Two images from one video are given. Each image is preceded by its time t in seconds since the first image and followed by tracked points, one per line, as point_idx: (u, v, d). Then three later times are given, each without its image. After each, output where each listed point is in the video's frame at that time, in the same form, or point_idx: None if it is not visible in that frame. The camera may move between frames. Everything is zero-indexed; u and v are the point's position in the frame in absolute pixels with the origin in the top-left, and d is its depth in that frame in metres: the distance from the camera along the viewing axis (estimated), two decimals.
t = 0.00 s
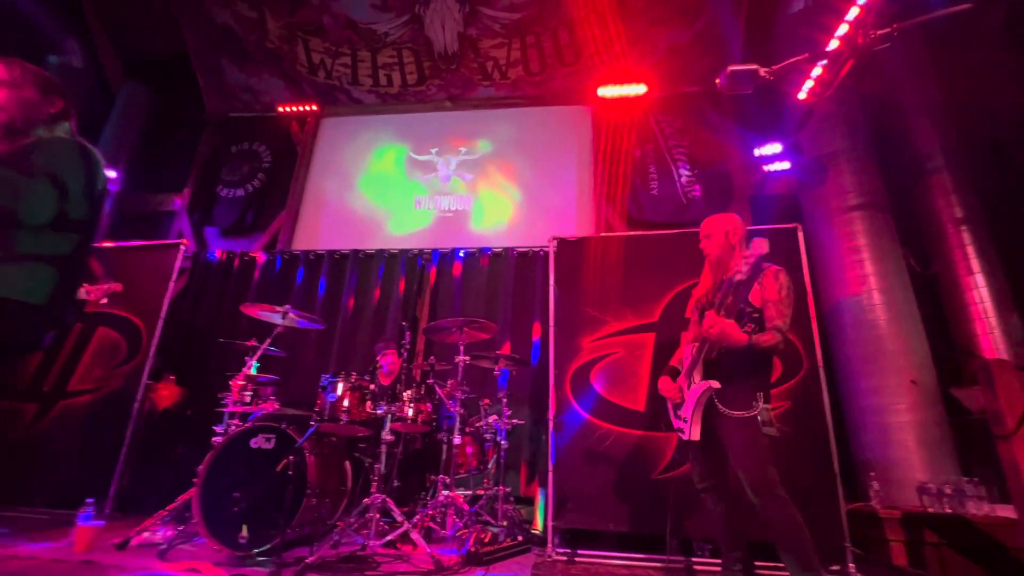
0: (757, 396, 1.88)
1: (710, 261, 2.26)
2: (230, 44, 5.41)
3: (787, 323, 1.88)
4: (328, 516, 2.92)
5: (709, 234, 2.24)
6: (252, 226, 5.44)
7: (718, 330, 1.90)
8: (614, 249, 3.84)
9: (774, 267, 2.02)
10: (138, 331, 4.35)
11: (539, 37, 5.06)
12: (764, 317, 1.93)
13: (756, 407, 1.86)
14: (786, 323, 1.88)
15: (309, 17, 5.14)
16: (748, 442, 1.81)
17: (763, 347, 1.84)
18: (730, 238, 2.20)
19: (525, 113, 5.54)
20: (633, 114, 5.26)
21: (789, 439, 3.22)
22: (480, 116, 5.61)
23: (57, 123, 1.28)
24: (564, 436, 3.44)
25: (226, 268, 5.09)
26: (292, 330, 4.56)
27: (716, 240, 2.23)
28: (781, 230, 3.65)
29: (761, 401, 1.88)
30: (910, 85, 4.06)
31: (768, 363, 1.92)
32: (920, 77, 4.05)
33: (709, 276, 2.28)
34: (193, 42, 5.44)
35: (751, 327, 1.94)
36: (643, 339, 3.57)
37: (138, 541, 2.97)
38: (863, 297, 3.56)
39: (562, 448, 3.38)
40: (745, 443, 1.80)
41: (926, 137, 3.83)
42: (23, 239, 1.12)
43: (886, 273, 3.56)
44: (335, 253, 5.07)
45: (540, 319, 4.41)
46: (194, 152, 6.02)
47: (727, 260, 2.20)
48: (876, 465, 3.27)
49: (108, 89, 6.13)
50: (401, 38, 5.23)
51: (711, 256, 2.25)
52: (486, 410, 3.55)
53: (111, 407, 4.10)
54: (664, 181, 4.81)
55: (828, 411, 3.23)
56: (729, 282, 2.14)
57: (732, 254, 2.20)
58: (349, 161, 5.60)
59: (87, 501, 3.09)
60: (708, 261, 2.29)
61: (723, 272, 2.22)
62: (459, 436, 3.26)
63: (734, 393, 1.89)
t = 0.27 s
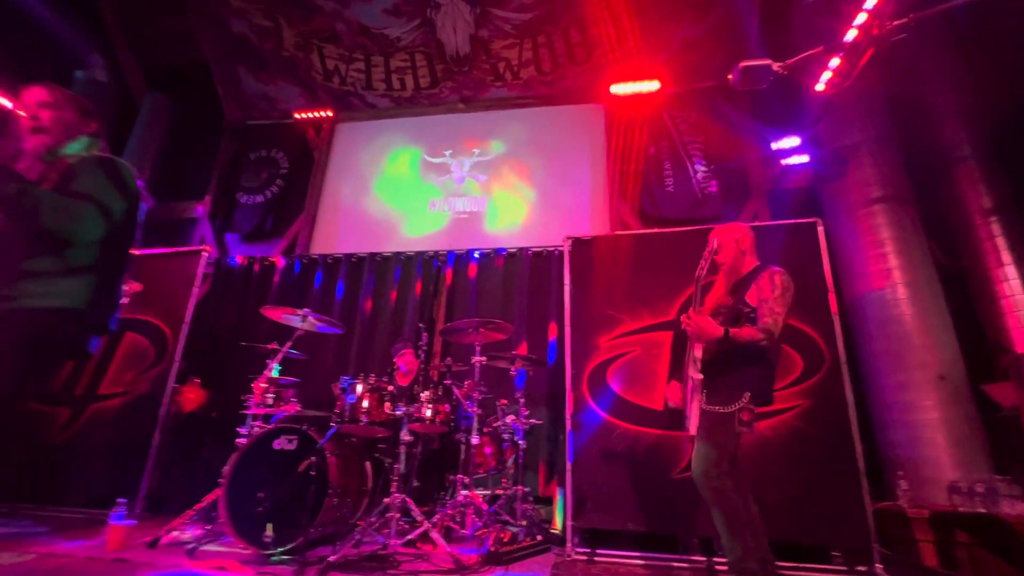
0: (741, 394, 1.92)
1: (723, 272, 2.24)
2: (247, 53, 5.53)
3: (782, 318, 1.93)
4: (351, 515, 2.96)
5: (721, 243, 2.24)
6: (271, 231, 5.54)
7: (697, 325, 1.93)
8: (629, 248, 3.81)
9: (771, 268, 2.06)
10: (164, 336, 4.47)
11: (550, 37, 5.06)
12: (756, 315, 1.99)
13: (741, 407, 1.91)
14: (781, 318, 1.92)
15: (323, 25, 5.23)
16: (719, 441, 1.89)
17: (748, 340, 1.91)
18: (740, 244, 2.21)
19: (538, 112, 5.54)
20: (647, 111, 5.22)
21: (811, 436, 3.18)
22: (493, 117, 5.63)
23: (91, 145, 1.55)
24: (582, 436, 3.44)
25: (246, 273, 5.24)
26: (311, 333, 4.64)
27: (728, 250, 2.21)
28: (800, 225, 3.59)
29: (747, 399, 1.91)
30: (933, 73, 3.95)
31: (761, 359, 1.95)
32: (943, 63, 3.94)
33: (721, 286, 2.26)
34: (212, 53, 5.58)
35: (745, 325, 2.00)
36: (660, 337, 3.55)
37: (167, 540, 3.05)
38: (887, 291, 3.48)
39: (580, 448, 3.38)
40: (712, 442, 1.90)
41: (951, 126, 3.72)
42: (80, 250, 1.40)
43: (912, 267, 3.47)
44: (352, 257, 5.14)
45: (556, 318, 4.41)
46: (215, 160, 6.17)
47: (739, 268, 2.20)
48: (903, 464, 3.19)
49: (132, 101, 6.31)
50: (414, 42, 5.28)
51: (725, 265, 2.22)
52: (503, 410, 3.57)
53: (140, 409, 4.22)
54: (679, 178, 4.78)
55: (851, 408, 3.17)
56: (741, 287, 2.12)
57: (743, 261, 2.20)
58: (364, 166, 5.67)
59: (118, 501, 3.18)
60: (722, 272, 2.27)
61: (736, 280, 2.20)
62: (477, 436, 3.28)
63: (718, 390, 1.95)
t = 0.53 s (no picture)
0: (745, 394, 2.01)
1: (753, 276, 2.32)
2: (274, 65, 5.70)
3: (792, 320, 2.01)
4: (383, 514, 2.95)
5: (748, 249, 2.32)
6: (301, 237, 5.69)
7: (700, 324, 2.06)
8: (656, 244, 3.76)
9: (790, 270, 2.15)
10: (204, 341, 4.65)
11: (570, 35, 5.04)
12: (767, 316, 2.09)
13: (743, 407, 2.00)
14: (791, 320, 2.00)
15: (345, 34, 5.34)
16: (714, 438, 2.01)
17: (750, 339, 2.02)
18: (768, 248, 2.28)
19: (558, 111, 5.52)
20: (671, 105, 5.15)
21: (849, 432, 3.09)
22: (514, 118, 5.65)
23: (159, 163, 1.62)
24: (611, 435, 3.42)
25: (279, 279, 5.40)
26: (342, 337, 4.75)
27: (755, 255, 2.30)
28: (833, 216, 3.48)
29: (750, 400, 2.00)
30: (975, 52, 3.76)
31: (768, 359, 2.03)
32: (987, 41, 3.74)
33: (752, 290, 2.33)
34: (241, 67, 5.77)
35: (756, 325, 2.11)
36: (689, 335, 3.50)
37: (212, 537, 3.18)
38: (929, 282, 3.34)
39: (609, 448, 3.36)
40: (709, 439, 2.02)
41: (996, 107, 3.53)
42: (149, 263, 1.46)
43: (955, 257, 3.32)
44: (380, 261, 5.24)
45: (583, 317, 4.40)
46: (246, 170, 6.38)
47: (768, 271, 2.27)
48: (951, 463, 3.06)
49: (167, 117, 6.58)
50: (434, 47, 5.34)
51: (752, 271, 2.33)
52: (531, 410, 3.59)
53: (182, 412, 4.41)
54: (705, 172, 4.70)
55: (892, 405, 3.06)
56: (765, 288, 2.21)
57: (771, 265, 2.27)
58: (388, 171, 5.77)
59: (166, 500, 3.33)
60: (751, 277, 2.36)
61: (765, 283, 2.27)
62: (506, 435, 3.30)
63: (722, 390, 2.05)
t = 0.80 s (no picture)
0: (756, 395, 2.13)
1: (769, 274, 2.50)
2: (290, 72, 5.80)
3: (804, 322, 2.16)
4: (407, 514, 2.97)
5: (766, 249, 2.49)
6: (320, 241, 5.79)
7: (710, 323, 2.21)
8: (672, 240, 3.73)
9: (804, 272, 2.30)
10: (228, 345, 4.76)
11: (582, 32, 5.01)
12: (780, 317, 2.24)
13: (755, 408, 2.11)
14: (802, 321, 2.16)
15: (359, 39, 5.41)
16: (726, 439, 2.11)
17: (761, 340, 2.16)
18: (784, 248, 2.45)
19: (572, 109, 5.51)
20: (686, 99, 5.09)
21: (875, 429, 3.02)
22: (528, 117, 5.65)
23: (210, 169, 1.78)
24: (630, 434, 3.40)
25: (299, 282, 5.51)
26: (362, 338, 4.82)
27: (772, 255, 2.47)
28: (856, 208, 3.40)
29: (760, 401, 2.12)
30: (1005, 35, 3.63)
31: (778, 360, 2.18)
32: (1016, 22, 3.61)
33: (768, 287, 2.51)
34: (259, 75, 5.88)
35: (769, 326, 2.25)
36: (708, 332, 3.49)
37: (241, 536, 3.26)
38: (958, 274, 3.25)
39: (629, 446, 3.34)
40: (721, 439, 2.12)
41: None
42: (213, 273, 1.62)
43: (986, 247, 3.22)
44: (397, 263, 5.29)
45: (600, 314, 4.39)
46: (265, 176, 6.50)
47: (784, 271, 2.44)
48: (986, 460, 2.96)
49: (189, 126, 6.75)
50: (447, 49, 5.36)
51: (769, 269, 2.49)
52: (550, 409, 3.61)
53: (209, 414, 4.52)
54: (722, 166, 4.65)
55: (920, 400, 2.99)
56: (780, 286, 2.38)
57: (786, 265, 2.44)
58: (404, 173, 5.82)
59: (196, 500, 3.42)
60: (766, 275, 2.52)
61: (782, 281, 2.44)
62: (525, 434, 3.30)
63: (734, 391, 2.18)
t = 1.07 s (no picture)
0: (767, 394, 2.13)
1: (779, 270, 2.47)
2: (310, 79, 5.91)
3: (812, 317, 2.10)
4: (434, 509, 3.05)
5: (774, 244, 2.48)
6: (343, 244, 5.90)
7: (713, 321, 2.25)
8: (695, 232, 3.68)
9: (812, 267, 2.25)
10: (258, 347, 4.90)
11: (598, 25, 4.98)
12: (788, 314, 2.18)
13: (766, 407, 2.10)
14: (811, 317, 2.10)
15: (376, 43, 5.47)
16: (739, 439, 2.11)
17: (769, 339, 2.11)
18: (793, 242, 2.42)
19: (589, 104, 5.47)
20: (706, 89, 5.01)
21: (911, 422, 2.94)
22: (544, 114, 5.63)
23: (261, 167, 1.93)
24: (655, 430, 3.38)
25: (324, 284, 5.62)
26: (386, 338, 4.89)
27: (781, 250, 2.45)
28: (885, 194, 3.30)
29: (772, 401, 2.11)
30: None
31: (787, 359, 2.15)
32: None
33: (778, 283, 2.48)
34: (281, 82, 6.02)
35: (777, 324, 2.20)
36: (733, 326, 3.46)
37: (275, 532, 3.36)
38: (997, 260, 3.12)
39: (653, 442, 3.32)
40: (734, 439, 2.13)
41: None
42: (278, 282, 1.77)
43: None
44: (418, 263, 5.35)
45: (622, 310, 4.36)
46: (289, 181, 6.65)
47: (793, 266, 2.41)
48: None
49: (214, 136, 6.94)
50: (462, 49, 5.39)
51: (778, 265, 2.47)
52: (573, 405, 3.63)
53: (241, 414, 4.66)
54: (744, 156, 4.56)
55: (959, 392, 2.88)
56: (789, 282, 2.34)
57: (796, 260, 2.41)
58: (423, 174, 5.88)
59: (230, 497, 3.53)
60: (776, 271, 2.50)
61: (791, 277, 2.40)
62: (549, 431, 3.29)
63: (744, 391, 2.18)
